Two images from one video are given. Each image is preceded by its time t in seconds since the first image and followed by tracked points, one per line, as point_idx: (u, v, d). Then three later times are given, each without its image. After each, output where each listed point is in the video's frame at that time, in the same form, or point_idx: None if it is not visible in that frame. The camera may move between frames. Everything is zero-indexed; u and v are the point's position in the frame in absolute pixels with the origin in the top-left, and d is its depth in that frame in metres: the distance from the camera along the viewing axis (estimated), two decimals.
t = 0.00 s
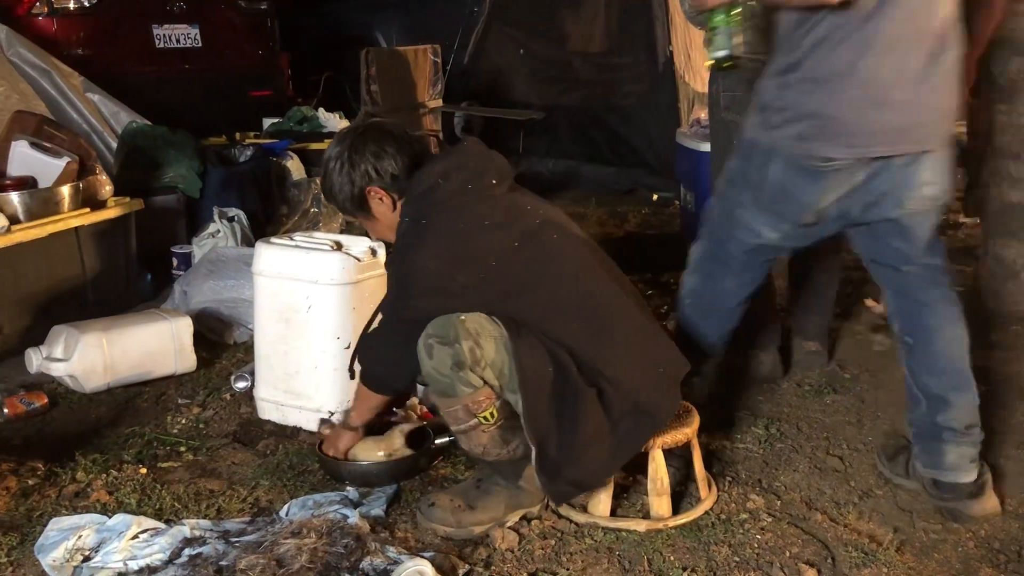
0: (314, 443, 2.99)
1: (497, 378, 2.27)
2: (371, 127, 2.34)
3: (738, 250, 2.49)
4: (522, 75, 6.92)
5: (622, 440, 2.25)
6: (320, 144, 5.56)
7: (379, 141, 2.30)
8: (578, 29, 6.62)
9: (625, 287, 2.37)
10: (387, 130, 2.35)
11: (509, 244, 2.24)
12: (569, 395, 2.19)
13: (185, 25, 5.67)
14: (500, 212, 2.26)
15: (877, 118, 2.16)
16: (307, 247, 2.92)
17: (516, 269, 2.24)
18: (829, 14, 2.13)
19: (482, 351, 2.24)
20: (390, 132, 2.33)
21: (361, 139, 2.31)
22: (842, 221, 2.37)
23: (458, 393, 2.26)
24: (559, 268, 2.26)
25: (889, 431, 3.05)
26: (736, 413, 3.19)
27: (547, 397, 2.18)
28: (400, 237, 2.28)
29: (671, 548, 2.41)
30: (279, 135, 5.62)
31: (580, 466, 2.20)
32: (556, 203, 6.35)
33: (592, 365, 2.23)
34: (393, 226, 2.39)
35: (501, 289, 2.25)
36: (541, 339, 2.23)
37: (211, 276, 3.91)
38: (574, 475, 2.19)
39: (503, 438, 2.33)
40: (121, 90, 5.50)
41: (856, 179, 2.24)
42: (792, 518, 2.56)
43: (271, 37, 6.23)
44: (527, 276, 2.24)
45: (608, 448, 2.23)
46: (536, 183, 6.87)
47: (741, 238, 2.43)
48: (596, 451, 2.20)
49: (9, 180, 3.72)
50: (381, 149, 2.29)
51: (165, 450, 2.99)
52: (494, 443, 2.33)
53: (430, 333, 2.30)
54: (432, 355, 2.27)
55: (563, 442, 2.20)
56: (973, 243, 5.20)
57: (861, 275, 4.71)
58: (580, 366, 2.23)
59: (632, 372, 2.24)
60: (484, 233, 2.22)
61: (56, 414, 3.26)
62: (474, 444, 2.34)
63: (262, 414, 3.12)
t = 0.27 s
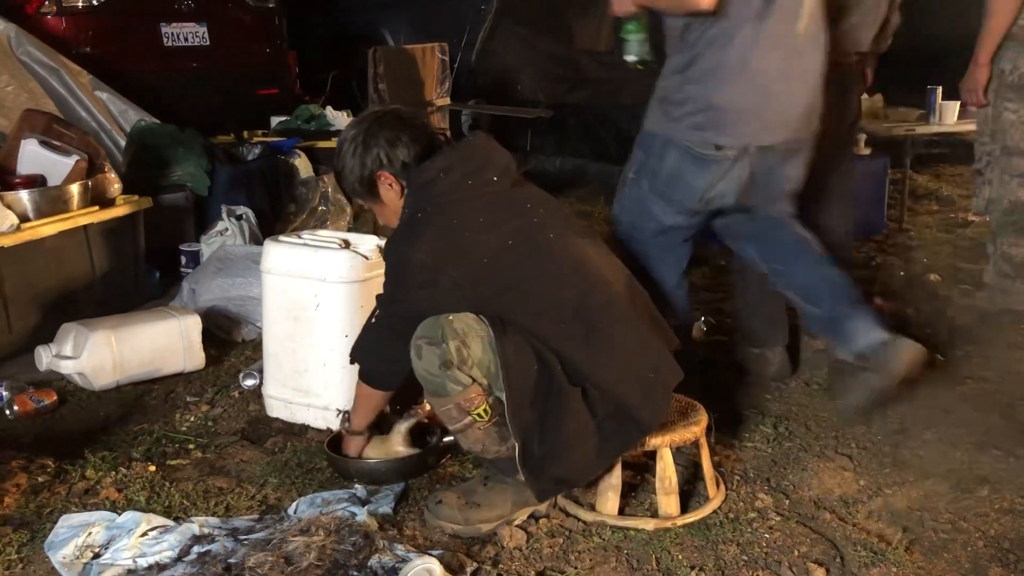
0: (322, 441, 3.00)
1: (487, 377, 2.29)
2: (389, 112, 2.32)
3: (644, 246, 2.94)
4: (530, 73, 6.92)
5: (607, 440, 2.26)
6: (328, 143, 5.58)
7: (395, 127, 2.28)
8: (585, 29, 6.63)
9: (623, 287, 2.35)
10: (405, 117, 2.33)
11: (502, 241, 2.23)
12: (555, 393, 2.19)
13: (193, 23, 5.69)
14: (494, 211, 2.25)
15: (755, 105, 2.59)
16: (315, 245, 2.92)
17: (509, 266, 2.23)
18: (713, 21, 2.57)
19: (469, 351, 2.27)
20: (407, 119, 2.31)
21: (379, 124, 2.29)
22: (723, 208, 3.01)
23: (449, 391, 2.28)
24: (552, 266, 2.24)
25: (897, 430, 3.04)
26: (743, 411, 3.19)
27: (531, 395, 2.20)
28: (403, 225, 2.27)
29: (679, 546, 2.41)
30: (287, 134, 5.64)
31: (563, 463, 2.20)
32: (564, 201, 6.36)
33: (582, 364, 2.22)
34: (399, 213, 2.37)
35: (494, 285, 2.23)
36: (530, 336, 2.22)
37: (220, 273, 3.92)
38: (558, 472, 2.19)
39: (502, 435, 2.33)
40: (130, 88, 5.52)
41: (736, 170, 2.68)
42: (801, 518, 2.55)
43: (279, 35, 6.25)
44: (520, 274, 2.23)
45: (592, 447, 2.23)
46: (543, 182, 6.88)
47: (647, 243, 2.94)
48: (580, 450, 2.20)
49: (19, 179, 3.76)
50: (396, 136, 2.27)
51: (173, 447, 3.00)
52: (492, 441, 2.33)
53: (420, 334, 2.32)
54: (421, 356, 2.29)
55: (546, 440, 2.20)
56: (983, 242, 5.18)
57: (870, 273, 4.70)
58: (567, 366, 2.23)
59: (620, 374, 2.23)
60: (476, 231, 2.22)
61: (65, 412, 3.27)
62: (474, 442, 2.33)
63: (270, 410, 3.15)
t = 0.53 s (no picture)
0: (330, 439, 3.00)
1: (504, 370, 2.27)
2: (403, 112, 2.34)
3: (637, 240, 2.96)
4: (537, 71, 6.91)
5: (623, 436, 2.25)
6: (335, 141, 5.58)
7: (409, 127, 2.30)
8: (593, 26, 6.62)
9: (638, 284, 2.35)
10: (419, 118, 2.34)
11: (524, 232, 2.22)
12: (572, 389, 2.20)
13: (201, 21, 5.69)
14: (517, 203, 2.25)
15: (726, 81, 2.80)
16: (323, 243, 2.92)
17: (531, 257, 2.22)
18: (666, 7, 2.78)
19: (487, 344, 2.24)
20: (421, 119, 2.32)
21: (393, 124, 2.30)
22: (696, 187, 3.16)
23: (465, 384, 2.27)
24: (572, 259, 2.23)
25: (905, 430, 3.04)
26: (751, 410, 3.18)
27: (548, 389, 2.20)
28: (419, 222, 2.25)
29: (687, 545, 2.41)
30: (295, 132, 5.64)
31: (578, 460, 2.19)
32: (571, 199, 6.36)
33: (600, 359, 2.23)
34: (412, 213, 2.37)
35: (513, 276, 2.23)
36: (546, 330, 2.22)
37: (228, 272, 3.93)
38: (571, 467, 2.20)
39: (513, 431, 2.32)
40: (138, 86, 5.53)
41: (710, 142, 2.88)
42: (809, 516, 2.55)
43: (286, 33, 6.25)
44: (540, 266, 2.22)
45: (608, 443, 2.22)
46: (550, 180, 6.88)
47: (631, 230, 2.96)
48: (596, 446, 2.20)
49: (28, 176, 3.77)
50: (408, 135, 2.29)
51: (182, 445, 3.01)
52: (503, 436, 2.33)
53: (437, 325, 2.26)
54: (439, 347, 2.25)
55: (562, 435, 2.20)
56: (990, 240, 5.16)
57: (877, 271, 4.69)
58: (584, 360, 2.23)
59: (638, 370, 2.24)
60: (500, 221, 2.21)
61: (74, 409, 3.28)
62: (484, 438, 2.34)
63: (279, 408, 3.15)
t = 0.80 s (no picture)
0: (334, 436, 3.01)
1: (519, 369, 2.25)
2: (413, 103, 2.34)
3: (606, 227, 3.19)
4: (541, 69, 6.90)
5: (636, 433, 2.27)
6: (339, 138, 5.58)
7: (420, 119, 2.29)
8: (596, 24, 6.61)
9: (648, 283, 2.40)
10: (428, 111, 2.34)
11: (543, 226, 2.23)
12: (587, 386, 2.21)
13: (205, 19, 5.69)
14: (536, 198, 2.27)
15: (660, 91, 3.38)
16: (326, 240, 2.92)
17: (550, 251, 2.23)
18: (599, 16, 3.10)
19: (504, 342, 2.21)
20: (431, 111, 2.32)
21: (404, 115, 2.30)
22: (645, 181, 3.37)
23: (480, 381, 2.24)
24: (589, 255, 2.27)
25: (909, 428, 3.03)
26: (756, 408, 3.18)
27: (565, 387, 2.19)
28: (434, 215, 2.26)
29: (691, 543, 2.41)
30: (299, 129, 5.64)
31: (592, 457, 2.20)
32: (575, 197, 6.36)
33: (615, 356, 2.24)
34: (418, 205, 2.37)
35: (531, 271, 2.22)
36: (565, 326, 2.23)
37: (231, 269, 3.96)
38: (586, 466, 2.20)
39: (523, 429, 2.32)
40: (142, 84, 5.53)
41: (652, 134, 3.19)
42: (812, 515, 2.55)
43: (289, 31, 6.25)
44: (558, 261, 2.24)
45: (621, 441, 2.23)
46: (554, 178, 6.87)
47: (605, 211, 3.52)
48: (611, 443, 2.21)
49: (33, 173, 3.77)
50: (420, 127, 2.28)
51: (186, 442, 3.02)
52: (513, 434, 2.32)
53: (452, 321, 2.24)
54: (454, 343, 2.23)
55: (578, 433, 2.21)
56: (995, 239, 5.15)
57: (881, 270, 4.69)
58: (600, 357, 2.24)
59: (653, 367, 2.27)
60: (521, 215, 2.22)
61: (78, 406, 3.28)
62: (493, 435, 2.33)
63: (282, 405, 3.17)
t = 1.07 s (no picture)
0: (335, 436, 3.01)
1: (526, 369, 2.24)
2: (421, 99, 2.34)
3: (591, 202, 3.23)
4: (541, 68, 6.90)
5: (642, 433, 2.28)
6: (340, 138, 5.58)
7: (426, 115, 2.30)
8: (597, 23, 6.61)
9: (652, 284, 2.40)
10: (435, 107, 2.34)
11: (552, 226, 2.23)
12: (595, 388, 2.22)
13: (206, 18, 5.70)
14: (544, 198, 2.27)
15: (605, 77, 3.08)
16: (327, 240, 2.92)
17: (558, 252, 2.23)
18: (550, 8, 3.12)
19: (513, 343, 2.20)
20: (439, 108, 2.32)
21: (411, 109, 2.30)
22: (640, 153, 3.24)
23: (487, 382, 2.23)
24: (597, 255, 2.27)
25: (909, 428, 3.03)
26: (756, 408, 3.18)
27: (574, 389, 2.20)
28: (440, 214, 2.26)
29: (691, 543, 2.41)
30: (299, 129, 5.64)
31: (599, 459, 2.22)
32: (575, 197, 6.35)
33: (622, 357, 2.24)
34: (419, 201, 2.37)
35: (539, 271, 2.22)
36: (573, 327, 2.23)
37: (232, 269, 3.95)
38: (593, 467, 2.21)
39: (526, 432, 2.33)
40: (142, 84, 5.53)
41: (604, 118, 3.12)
42: (813, 514, 2.55)
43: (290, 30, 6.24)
44: (565, 261, 2.24)
45: (627, 442, 2.25)
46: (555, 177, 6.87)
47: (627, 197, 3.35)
48: (618, 444, 2.23)
49: (33, 172, 3.77)
50: (425, 123, 2.29)
51: (186, 441, 3.02)
52: (517, 436, 2.33)
53: (460, 321, 2.21)
54: (463, 344, 2.20)
55: (585, 434, 2.22)
56: (995, 238, 5.15)
57: (882, 269, 4.68)
58: (608, 357, 2.24)
59: (659, 368, 2.27)
60: (531, 215, 2.21)
61: (79, 405, 3.28)
62: (496, 436, 2.33)
63: (282, 405, 3.17)
